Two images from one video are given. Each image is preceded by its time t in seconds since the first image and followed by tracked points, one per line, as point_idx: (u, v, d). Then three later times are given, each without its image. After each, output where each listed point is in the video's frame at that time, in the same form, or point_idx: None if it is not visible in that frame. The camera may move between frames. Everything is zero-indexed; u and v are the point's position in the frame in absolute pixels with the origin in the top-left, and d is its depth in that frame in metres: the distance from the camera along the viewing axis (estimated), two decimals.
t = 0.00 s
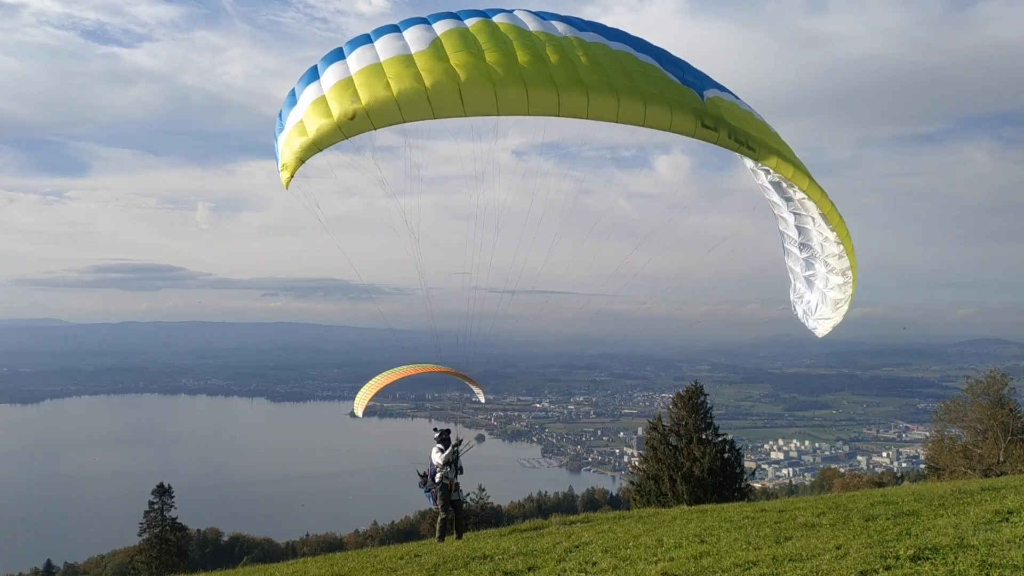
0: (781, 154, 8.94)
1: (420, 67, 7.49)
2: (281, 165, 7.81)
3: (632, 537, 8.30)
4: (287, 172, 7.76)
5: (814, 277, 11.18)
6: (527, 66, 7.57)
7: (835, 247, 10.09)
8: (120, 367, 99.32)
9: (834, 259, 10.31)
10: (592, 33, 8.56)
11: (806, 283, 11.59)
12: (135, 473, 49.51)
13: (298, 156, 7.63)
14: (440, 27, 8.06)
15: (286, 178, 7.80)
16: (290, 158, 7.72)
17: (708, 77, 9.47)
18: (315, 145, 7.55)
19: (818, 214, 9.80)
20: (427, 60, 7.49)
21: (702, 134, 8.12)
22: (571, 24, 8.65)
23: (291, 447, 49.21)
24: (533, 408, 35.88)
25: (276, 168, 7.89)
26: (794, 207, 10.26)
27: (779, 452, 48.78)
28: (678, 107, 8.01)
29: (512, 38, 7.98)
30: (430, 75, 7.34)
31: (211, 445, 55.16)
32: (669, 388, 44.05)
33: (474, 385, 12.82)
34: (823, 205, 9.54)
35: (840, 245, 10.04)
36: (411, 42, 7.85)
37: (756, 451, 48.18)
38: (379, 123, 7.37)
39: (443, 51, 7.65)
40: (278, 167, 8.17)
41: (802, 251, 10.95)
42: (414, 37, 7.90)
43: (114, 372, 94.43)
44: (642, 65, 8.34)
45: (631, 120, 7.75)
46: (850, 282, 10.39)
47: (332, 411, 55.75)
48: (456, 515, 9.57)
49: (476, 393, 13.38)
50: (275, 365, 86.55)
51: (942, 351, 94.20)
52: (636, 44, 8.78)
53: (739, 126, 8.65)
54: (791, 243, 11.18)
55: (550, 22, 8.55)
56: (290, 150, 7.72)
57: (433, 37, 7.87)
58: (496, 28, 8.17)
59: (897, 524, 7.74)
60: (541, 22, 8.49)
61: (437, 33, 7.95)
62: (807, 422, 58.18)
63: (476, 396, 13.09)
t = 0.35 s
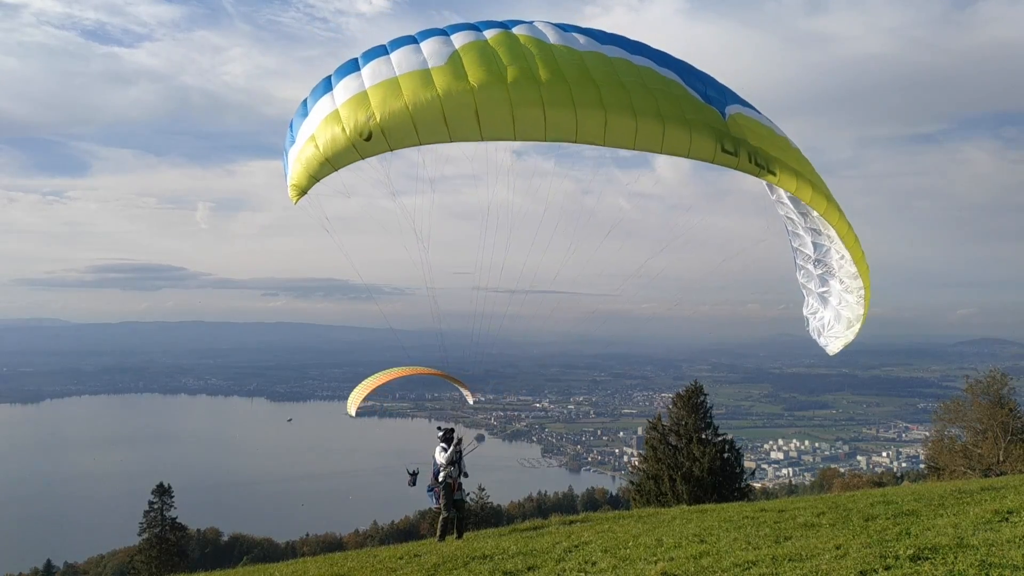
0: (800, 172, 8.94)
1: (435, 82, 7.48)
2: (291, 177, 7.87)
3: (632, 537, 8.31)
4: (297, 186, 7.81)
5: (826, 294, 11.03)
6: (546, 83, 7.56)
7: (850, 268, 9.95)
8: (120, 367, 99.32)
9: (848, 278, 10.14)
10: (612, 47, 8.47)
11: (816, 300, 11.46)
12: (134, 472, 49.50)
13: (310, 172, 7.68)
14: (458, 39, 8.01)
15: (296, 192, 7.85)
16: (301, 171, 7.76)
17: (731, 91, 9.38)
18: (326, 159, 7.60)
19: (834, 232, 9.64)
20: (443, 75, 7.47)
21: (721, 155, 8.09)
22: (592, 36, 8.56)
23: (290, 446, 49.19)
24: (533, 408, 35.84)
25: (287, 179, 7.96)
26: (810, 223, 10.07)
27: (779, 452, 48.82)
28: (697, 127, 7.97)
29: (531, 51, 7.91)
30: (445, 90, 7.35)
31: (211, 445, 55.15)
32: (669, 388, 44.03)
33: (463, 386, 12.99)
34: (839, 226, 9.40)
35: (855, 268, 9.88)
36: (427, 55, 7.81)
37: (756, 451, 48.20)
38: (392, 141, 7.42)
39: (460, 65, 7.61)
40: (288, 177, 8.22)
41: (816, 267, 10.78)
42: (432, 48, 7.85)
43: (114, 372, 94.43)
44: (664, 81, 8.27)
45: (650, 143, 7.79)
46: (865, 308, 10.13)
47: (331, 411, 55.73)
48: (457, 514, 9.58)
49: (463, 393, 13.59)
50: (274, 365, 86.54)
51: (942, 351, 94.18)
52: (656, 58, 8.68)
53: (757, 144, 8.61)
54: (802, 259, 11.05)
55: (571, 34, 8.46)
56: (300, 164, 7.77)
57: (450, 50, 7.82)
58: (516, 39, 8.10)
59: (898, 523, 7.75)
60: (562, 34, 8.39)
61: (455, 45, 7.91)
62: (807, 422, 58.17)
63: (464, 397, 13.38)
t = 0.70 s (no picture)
0: (821, 195, 8.96)
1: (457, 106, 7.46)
2: (306, 201, 7.83)
3: (630, 535, 8.32)
4: (314, 209, 7.78)
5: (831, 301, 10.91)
6: (570, 109, 7.56)
7: (858, 281, 9.87)
8: (119, 367, 99.31)
9: (856, 288, 10.02)
10: (634, 64, 8.38)
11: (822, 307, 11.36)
12: (133, 473, 49.49)
13: (327, 197, 7.65)
14: (478, 57, 7.97)
15: (312, 215, 7.82)
16: (318, 195, 7.73)
17: (752, 106, 9.34)
18: (345, 186, 7.57)
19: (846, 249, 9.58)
20: (466, 99, 7.45)
21: (744, 182, 8.11)
22: (613, 53, 8.49)
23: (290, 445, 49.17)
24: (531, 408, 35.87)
25: (302, 202, 7.92)
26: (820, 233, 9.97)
27: (778, 450, 48.98)
28: (719, 152, 7.98)
29: (554, 72, 7.85)
30: (468, 117, 7.35)
31: (210, 445, 55.14)
32: (667, 387, 44.03)
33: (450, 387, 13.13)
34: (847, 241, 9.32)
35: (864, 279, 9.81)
36: (446, 74, 7.79)
37: (755, 451, 48.23)
38: (413, 167, 7.40)
39: (482, 88, 7.58)
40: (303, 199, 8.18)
41: (823, 275, 10.68)
42: (450, 67, 7.84)
43: (113, 372, 94.40)
44: (687, 102, 8.23)
45: (672, 170, 7.82)
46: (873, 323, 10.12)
47: (330, 411, 55.72)
48: (460, 514, 9.57)
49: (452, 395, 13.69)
50: (274, 364, 86.53)
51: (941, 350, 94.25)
52: (676, 74, 8.60)
53: (777, 166, 8.60)
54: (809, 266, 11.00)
55: (593, 51, 8.40)
56: (316, 188, 7.74)
57: (469, 69, 7.79)
58: (538, 58, 8.05)
59: (895, 522, 7.76)
60: (584, 50, 8.30)
61: (475, 64, 7.87)
62: (805, 421, 58.22)
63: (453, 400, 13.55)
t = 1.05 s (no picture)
0: (838, 219, 9.02)
1: (485, 145, 7.35)
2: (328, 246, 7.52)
3: (621, 530, 8.35)
4: (338, 255, 7.44)
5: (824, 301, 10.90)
6: (597, 144, 7.51)
7: (855, 288, 9.84)
8: (108, 366, 98.70)
9: (849, 288, 9.96)
10: (651, 87, 8.29)
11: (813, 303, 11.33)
12: (124, 472, 49.28)
13: (352, 244, 7.37)
14: (497, 85, 7.85)
15: (335, 262, 7.48)
16: (342, 241, 7.44)
17: (763, 119, 9.30)
18: (371, 231, 7.29)
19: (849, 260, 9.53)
20: (494, 138, 7.35)
21: (769, 210, 8.12)
22: (628, 74, 8.40)
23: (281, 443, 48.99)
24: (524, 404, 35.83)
25: (323, 247, 7.60)
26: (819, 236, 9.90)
27: (768, 444, 49.39)
28: (742, 184, 7.97)
29: (576, 103, 7.75)
30: (497, 157, 7.26)
31: (201, 444, 54.88)
32: (658, 382, 44.18)
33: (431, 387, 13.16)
34: (854, 257, 9.27)
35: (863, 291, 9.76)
36: (467, 107, 7.66)
37: (745, 445, 48.55)
38: (444, 211, 7.24)
39: (508, 123, 7.47)
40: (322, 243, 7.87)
41: (818, 276, 10.68)
42: (470, 98, 7.74)
43: (102, 372, 93.85)
44: (706, 125, 8.18)
45: (700, 201, 7.77)
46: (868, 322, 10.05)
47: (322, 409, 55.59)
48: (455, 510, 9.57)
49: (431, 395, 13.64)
50: (264, 362, 86.25)
51: (929, 343, 95.06)
52: (691, 95, 8.52)
53: (796, 192, 8.59)
54: (804, 265, 11.00)
55: (609, 72, 8.31)
56: (339, 232, 7.46)
57: (491, 99, 7.69)
58: (557, 83, 7.94)
59: (886, 513, 7.81)
60: (602, 76, 8.18)
61: (495, 93, 7.76)
62: (795, 414, 58.58)
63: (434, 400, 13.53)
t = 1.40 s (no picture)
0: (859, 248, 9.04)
1: (518, 195, 7.32)
2: (359, 302, 7.45)
3: (618, 526, 8.36)
4: (372, 311, 7.38)
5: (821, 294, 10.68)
6: (630, 187, 7.48)
7: (854, 287, 9.60)
8: (102, 365, 98.38)
9: (847, 290, 9.79)
10: (678, 112, 8.12)
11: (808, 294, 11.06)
12: (119, 471, 49.13)
13: (388, 301, 7.30)
14: (523, 121, 7.72)
15: (367, 319, 7.44)
16: (377, 296, 7.35)
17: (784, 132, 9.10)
18: (407, 289, 7.24)
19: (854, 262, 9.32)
20: (528, 188, 7.31)
21: (800, 242, 8.07)
22: (655, 99, 8.19)
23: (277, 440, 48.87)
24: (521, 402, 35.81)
25: (353, 301, 7.53)
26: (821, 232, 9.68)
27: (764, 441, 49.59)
28: (773, 215, 7.93)
29: (607, 140, 7.65)
30: (532, 208, 7.26)
31: (196, 442, 54.74)
32: (654, 379, 44.26)
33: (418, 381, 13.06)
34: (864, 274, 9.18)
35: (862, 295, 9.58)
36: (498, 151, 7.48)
37: (741, 441, 48.70)
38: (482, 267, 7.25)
39: (540, 170, 7.41)
40: (349, 294, 7.76)
41: (816, 269, 10.48)
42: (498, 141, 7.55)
43: (96, 370, 93.51)
44: (733, 153, 8.05)
45: (736, 235, 7.72)
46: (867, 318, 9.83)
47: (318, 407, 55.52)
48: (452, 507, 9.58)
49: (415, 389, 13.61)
50: (259, 359, 86.07)
51: (923, 339, 95.49)
52: (718, 117, 8.33)
53: (823, 217, 8.54)
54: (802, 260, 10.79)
55: (635, 100, 8.13)
56: (370, 288, 7.39)
57: (519, 138, 7.56)
58: (584, 118, 7.78)
59: (883, 508, 7.86)
60: (628, 103, 8.02)
61: (522, 130, 7.64)
62: (790, 410, 58.75)
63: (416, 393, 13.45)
